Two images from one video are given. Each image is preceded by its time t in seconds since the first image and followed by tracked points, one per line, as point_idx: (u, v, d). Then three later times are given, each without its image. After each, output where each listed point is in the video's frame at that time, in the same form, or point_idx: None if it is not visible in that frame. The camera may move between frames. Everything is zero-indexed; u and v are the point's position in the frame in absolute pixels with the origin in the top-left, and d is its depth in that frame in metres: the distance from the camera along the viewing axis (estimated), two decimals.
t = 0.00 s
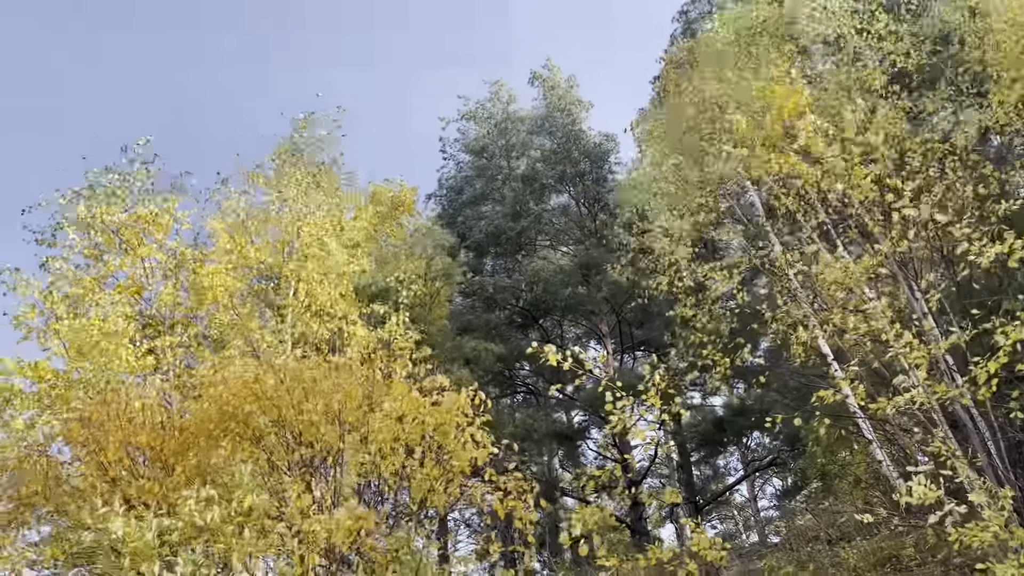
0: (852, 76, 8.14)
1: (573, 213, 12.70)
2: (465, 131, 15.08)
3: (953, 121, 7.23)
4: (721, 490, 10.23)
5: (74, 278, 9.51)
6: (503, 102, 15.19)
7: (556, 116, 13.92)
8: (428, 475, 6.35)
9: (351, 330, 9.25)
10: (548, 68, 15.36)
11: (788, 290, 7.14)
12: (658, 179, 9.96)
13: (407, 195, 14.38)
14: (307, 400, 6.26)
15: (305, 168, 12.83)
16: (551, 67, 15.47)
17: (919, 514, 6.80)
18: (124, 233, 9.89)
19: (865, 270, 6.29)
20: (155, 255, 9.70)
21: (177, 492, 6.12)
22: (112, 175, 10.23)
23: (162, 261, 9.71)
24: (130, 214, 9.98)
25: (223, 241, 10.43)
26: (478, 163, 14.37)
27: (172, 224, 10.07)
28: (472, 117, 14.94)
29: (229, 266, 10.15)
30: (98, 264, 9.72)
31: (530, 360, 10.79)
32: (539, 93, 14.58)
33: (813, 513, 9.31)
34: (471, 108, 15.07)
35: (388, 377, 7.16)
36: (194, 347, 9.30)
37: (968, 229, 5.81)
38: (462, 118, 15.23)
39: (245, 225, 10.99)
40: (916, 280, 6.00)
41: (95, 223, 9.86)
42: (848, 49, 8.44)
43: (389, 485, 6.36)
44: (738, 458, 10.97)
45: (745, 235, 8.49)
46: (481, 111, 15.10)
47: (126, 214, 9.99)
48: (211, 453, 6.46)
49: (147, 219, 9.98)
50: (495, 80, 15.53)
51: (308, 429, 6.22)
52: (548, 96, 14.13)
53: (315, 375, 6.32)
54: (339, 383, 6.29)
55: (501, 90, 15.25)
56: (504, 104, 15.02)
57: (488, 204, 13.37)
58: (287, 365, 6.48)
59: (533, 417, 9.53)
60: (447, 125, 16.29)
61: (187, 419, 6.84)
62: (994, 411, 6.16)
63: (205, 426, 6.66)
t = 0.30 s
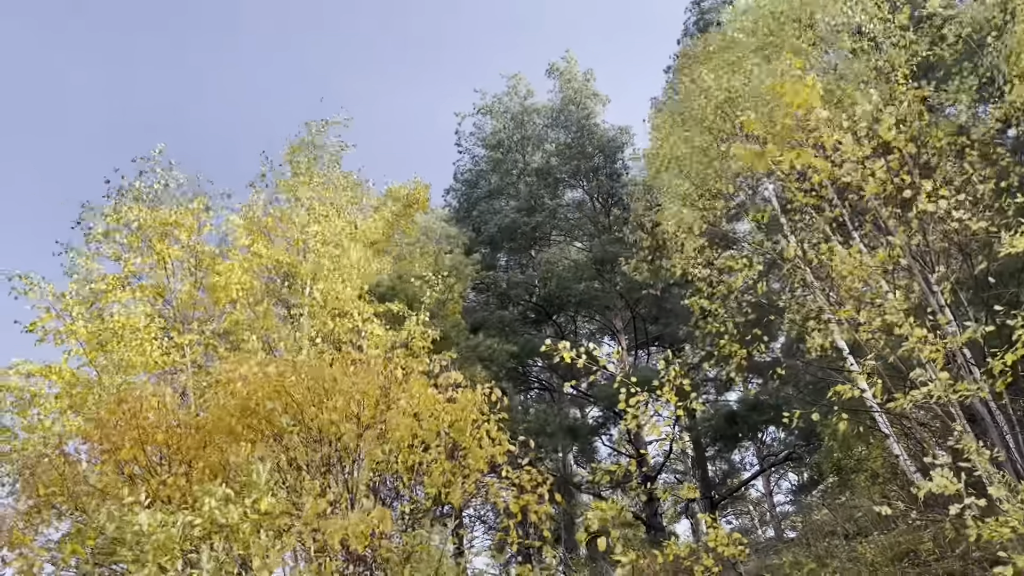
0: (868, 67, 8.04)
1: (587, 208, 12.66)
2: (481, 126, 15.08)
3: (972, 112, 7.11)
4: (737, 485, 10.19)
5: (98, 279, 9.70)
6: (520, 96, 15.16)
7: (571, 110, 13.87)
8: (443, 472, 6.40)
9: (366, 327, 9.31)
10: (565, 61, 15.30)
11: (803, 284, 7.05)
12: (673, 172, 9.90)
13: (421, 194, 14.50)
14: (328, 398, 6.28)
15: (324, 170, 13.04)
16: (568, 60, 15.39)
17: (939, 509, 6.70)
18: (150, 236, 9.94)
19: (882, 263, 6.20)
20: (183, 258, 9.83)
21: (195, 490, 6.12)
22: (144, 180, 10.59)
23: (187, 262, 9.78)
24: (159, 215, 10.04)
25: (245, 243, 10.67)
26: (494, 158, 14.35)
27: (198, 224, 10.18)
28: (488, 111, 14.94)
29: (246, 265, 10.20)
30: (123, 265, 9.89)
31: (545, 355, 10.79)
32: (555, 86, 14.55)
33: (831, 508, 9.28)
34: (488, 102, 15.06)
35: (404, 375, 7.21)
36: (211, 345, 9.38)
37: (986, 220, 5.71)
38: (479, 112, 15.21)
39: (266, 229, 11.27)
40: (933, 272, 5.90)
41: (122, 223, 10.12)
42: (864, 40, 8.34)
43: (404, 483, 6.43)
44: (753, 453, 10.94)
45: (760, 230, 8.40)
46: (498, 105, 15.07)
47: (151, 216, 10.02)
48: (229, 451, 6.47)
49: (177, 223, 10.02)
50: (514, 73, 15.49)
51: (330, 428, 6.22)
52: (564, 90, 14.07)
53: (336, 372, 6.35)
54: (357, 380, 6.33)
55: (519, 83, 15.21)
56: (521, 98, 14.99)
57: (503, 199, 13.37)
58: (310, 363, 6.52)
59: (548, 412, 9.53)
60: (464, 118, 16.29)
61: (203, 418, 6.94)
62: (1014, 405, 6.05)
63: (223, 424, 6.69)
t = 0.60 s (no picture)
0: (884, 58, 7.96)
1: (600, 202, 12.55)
2: (493, 121, 15.06)
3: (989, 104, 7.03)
4: (752, 480, 10.12)
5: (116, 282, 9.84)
6: (532, 92, 15.15)
7: (583, 103, 13.82)
8: (457, 468, 6.40)
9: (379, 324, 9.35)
10: (576, 54, 15.29)
11: (819, 276, 7.01)
12: (683, 167, 9.87)
13: (435, 190, 14.44)
14: (349, 393, 6.34)
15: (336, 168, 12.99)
16: (580, 54, 15.33)
17: (958, 503, 6.61)
18: (167, 238, 10.24)
19: (897, 256, 6.12)
20: (198, 260, 10.15)
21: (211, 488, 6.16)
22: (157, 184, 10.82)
23: (206, 262, 10.16)
24: (177, 218, 10.32)
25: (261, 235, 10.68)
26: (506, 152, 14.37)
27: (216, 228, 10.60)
28: (500, 106, 14.93)
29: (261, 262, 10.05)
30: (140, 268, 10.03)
31: (558, 351, 10.77)
32: (567, 81, 14.53)
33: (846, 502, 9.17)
34: (500, 98, 15.04)
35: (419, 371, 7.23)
36: (225, 344, 9.41)
37: (1003, 210, 5.62)
38: (493, 105, 15.23)
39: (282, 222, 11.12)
40: (951, 263, 5.81)
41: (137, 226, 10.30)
42: (879, 32, 8.27)
43: (421, 478, 6.42)
44: (768, 447, 10.90)
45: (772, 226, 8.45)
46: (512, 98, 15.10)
47: (169, 219, 10.32)
48: (247, 448, 6.60)
49: (191, 226, 10.35)
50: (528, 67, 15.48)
51: (352, 422, 6.24)
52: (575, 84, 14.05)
53: (354, 366, 6.43)
54: (372, 375, 6.42)
55: (533, 78, 15.21)
56: (533, 93, 14.97)
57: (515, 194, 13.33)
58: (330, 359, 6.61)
59: (561, 406, 9.52)
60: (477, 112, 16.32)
61: (220, 416, 7.03)
62: None
63: (241, 423, 6.78)
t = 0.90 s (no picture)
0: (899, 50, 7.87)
1: (610, 198, 12.50)
2: (501, 118, 15.05)
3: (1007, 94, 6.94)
4: (765, 475, 10.09)
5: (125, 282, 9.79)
6: (540, 88, 15.13)
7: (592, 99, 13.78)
8: (470, 465, 6.40)
9: (390, 320, 9.37)
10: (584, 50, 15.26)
11: (833, 269, 6.95)
12: (697, 162, 9.84)
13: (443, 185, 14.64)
14: (361, 392, 6.29)
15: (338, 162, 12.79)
16: (588, 50, 15.30)
17: (975, 496, 6.55)
18: (170, 237, 10.04)
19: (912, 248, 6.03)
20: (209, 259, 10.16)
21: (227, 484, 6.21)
22: (155, 183, 10.55)
23: (213, 260, 10.13)
24: (176, 219, 10.10)
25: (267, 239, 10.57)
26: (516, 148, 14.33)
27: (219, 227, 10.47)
28: (508, 103, 14.90)
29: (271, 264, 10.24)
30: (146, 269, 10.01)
31: (570, 347, 10.75)
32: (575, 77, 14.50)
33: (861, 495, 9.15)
34: (508, 94, 15.01)
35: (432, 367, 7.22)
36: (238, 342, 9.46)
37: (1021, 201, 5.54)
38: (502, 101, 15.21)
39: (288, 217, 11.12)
40: (967, 255, 5.73)
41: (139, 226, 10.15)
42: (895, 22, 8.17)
43: (435, 473, 6.47)
44: (781, 441, 10.86)
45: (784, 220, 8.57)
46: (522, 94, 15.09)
47: (169, 219, 10.09)
48: (261, 444, 6.61)
49: (189, 224, 10.09)
50: (537, 62, 15.44)
51: (366, 422, 6.21)
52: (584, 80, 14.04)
53: (366, 364, 6.36)
54: (385, 372, 6.37)
55: (542, 73, 15.16)
56: (541, 89, 14.95)
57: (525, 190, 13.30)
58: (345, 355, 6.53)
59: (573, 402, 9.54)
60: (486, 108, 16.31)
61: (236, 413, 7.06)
62: None
63: (255, 419, 6.81)
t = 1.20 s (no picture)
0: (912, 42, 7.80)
1: (618, 194, 12.50)
2: (507, 116, 15.05)
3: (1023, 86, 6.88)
4: (777, 470, 10.04)
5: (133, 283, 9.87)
6: (545, 85, 15.11)
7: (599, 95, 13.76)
8: (482, 461, 6.39)
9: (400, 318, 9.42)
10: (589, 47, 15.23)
11: (847, 263, 6.93)
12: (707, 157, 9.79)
13: (447, 178, 14.70)
14: (374, 390, 6.37)
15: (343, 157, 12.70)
16: (593, 46, 15.27)
17: (990, 491, 6.52)
18: (174, 233, 10.16)
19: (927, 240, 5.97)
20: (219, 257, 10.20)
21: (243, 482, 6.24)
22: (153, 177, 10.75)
23: (217, 254, 10.20)
24: (179, 214, 10.25)
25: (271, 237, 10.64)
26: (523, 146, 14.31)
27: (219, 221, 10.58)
28: (514, 100, 14.90)
29: (280, 262, 10.24)
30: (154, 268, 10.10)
31: (581, 344, 10.73)
32: (582, 73, 14.48)
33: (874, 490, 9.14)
34: (513, 92, 15.01)
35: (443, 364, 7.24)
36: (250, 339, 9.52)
37: None
38: (508, 99, 15.19)
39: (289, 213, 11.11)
40: (982, 247, 5.68)
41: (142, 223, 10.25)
42: (909, 15, 8.11)
43: (447, 470, 6.39)
44: (793, 436, 10.82)
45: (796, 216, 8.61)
46: (528, 92, 15.08)
47: (173, 215, 10.25)
48: (276, 441, 6.65)
49: (190, 220, 10.24)
50: (541, 59, 15.42)
51: (380, 417, 6.32)
52: (591, 76, 14.04)
53: (377, 362, 6.40)
54: (397, 370, 6.39)
55: (547, 70, 15.14)
56: (546, 86, 14.95)
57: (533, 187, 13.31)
58: (355, 353, 6.59)
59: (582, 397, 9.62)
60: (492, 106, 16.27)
61: (248, 410, 7.12)
62: None
63: (268, 416, 6.86)
